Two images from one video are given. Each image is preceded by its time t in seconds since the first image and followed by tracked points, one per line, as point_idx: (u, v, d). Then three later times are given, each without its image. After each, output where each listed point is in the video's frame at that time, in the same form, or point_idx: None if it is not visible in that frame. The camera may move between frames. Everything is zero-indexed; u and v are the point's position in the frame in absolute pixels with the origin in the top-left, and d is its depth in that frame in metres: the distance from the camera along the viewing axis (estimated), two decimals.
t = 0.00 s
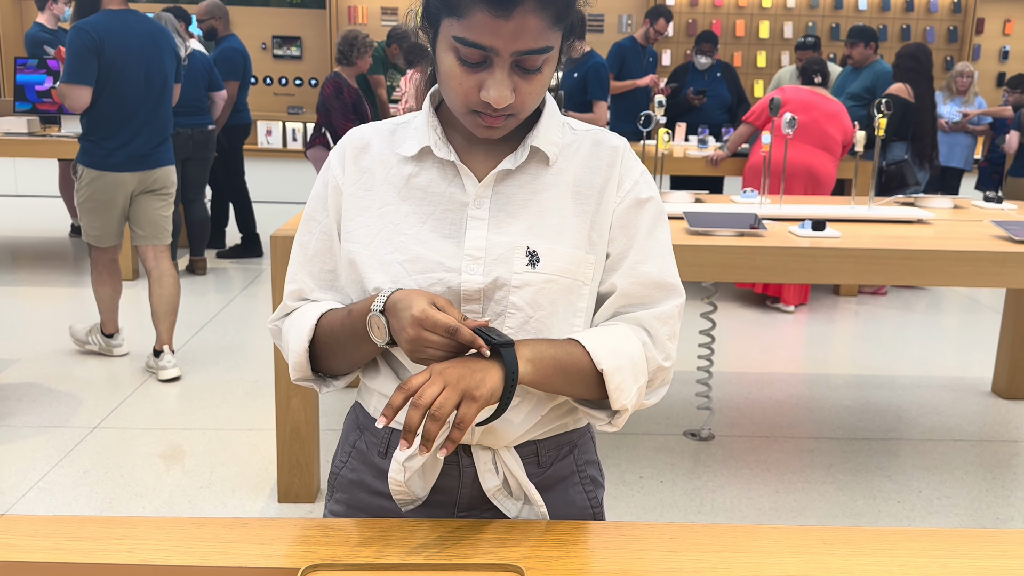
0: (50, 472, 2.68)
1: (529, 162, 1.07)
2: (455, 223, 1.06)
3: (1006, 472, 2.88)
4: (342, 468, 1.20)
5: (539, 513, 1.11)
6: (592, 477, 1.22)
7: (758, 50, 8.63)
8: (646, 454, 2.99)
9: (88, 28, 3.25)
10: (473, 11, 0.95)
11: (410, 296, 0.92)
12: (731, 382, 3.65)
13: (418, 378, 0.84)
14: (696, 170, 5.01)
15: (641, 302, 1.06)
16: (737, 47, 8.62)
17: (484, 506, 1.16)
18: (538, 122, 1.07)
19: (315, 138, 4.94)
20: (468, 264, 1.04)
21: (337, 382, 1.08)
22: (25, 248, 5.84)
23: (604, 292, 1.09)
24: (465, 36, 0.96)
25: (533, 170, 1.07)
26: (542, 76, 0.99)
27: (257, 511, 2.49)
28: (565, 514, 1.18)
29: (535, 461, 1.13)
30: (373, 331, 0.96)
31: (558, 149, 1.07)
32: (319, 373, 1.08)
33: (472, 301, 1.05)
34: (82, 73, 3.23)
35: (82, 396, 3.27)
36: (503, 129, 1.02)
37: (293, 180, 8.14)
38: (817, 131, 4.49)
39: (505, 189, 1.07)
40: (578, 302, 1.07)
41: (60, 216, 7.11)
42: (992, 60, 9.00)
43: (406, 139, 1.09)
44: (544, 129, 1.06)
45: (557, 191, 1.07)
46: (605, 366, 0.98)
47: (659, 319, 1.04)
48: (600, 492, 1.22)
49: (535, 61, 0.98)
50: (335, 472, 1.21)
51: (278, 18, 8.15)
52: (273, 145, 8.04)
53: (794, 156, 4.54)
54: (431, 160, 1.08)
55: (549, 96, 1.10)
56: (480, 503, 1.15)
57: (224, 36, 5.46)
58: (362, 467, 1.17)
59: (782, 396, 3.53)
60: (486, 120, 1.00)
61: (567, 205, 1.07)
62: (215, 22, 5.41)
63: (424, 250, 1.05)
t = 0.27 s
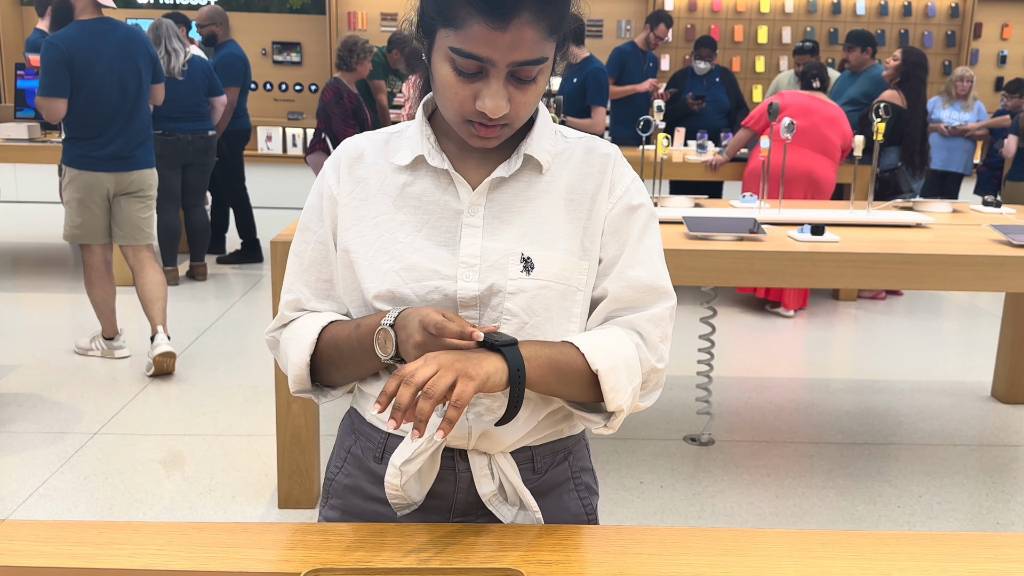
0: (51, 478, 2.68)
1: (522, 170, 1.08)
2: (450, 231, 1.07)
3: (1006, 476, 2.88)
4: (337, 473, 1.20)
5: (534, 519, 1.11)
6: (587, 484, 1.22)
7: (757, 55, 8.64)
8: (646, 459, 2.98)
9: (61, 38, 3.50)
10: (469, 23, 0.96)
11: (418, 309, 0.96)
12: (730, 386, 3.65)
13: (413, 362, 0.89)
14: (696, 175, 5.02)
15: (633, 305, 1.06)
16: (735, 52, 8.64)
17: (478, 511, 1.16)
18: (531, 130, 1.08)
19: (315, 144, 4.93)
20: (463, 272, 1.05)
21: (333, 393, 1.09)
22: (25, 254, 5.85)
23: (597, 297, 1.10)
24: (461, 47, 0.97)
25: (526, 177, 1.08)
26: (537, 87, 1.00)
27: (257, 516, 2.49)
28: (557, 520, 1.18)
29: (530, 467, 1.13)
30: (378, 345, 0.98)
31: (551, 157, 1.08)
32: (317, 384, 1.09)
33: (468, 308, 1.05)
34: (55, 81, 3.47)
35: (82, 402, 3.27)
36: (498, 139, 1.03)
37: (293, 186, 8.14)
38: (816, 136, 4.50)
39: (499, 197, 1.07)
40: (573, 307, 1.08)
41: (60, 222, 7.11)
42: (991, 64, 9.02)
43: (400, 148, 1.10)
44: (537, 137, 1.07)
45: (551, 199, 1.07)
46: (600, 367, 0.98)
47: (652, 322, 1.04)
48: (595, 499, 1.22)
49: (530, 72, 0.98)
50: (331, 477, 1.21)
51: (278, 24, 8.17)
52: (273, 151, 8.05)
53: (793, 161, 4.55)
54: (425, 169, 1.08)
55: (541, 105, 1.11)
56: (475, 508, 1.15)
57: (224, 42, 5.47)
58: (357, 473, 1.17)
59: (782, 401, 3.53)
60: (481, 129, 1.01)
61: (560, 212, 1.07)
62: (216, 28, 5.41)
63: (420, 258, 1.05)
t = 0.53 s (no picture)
0: (51, 482, 2.68)
1: (523, 173, 1.08)
2: (451, 234, 1.07)
3: (1005, 479, 2.88)
4: (337, 477, 1.20)
5: (534, 522, 1.11)
6: (586, 487, 1.22)
7: (756, 57, 8.66)
8: (646, 462, 2.99)
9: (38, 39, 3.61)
10: (475, 27, 0.96)
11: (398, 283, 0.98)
12: (729, 389, 3.66)
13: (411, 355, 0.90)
14: (694, 178, 5.03)
15: (632, 306, 1.07)
16: (734, 55, 8.65)
17: (478, 513, 1.17)
18: (531, 134, 1.08)
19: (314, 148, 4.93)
20: (464, 275, 1.05)
21: (321, 387, 1.09)
22: (25, 257, 5.86)
23: (597, 299, 1.10)
24: (466, 51, 0.97)
25: (527, 180, 1.08)
26: (539, 91, 1.01)
27: (257, 520, 2.50)
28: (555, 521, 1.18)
29: (530, 469, 1.14)
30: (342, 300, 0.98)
31: (551, 160, 1.09)
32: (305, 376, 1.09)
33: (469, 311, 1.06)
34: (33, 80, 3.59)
35: (83, 406, 3.27)
36: (499, 142, 1.03)
37: (293, 189, 8.15)
38: (815, 139, 4.51)
39: (500, 199, 1.08)
40: (573, 309, 1.08)
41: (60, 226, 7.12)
42: (990, 67, 9.04)
43: (401, 151, 1.10)
44: (538, 140, 1.08)
45: (551, 202, 1.08)
46: (598, 364, 0.99)
47: (651, 322, 1.05)
48: (594, 501, 1.23)
49: (534, 76, 0.99)
50: (330, 481, 1.21)
51: (277, 28, 8.18)
52: (273, 154, 8.06)
53: (792, 164, 4.55)
54: (426, 171, 1.09)
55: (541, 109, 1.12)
56: (475, 511, 1.16)
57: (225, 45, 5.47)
58: (357, 476, 1.18)
59: (781, 403, 3.53)
60: (484, 132, 1.02)
61: (561, 214, 1.08)
62: (218, 31, 5.41)
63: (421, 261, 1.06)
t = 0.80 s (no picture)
0: (51, 485, 2.68)
1: (523, 176, 1.09)
2: (452, 236, 1.07)
3: (1005, 481, 2.88)
4: (335, 479, 1.20)
5: (532, 524, 1.11)
6: (586, 490, 1.22)
7: (755, 59, 8.67)
8: (646, 464, 2.99)
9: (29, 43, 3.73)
10: (477, 33, 0.96)
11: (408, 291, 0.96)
12: (729, 391, 3.66)
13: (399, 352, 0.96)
14: (694, 180, 5.03)
15: (632, 306, 1.07)
16: (734, 57, 8.65)
17: (477, 515, 1.17)
18: (532, 136, 1.09)
19: (313, 150, 4.87)
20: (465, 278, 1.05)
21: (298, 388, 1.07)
22: (25, 260, 5.85)
23: (596, 300, 1.10)
24: (468, 55, 0.97)
25: (527, 183, 1.09)
26: (540, 97, 1.01)
27: (257, 523, 2.49)
28: (553, 524, 1.18)
29: (528, 471, 1.14)
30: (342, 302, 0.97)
31: (552, 163, 1.09)
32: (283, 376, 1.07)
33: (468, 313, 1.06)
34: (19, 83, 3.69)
35: (82, 408, 3.27)
36: (499, 146, 1.03)
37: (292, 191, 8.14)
38: (814, 140, 4.51)
39: (500, 202, 1.08)
40: (573, 310, 1.08)
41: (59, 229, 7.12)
42: (988, 69, 9.05)
43: (401, 153, 1.10)
44: (539, 143, 1.08)
45: (551, 204, 1.08)
46: (593, 360, 0.99)
47: (650, 322, 1.05)
48: (593, 504, 1.23)
49: (534, 83, 0.99)
50: (328, 483, 1.21)
51: (277, 30, 8.19)
52: (272, 157, 8.06)
53: (791, 166, 4.56)
54: (426, 173, 1.09)
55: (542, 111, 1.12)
56: (474, 514, 1.15)
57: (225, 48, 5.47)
58: (355, 478, 1.18)
59: (780, 405, 3.53)
60: (483, 137, 1.02)
61: (561, 216, 1.08)
62: (217, 33, 5.41)
63: (422, 263, 1.06)
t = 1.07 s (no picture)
0: (49, 486, 2.68)
1: (524, 179, 1.08)
2: (452, 239, 1.07)
3: (1005, 482, 2.88)
4: (333, 483, 1.20)
5: (531, 527, 1.12)
6: (585, 493, 1.22)
7: (754, 61, 8.67)
8: (646, 465, 2.98)
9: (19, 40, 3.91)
10: (479, 40, 0.96)
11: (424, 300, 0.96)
12: (729, 392, 3.65)
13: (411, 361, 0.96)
14: (693, 181, 5.03)
15: (632, 308, 1.07)
16: (733, 58, 8.66)
17: (477, 518, 1.16)
18: (533, 139, 1.08)
19: (313, 151, 4.84)
20: (466, 280, 1.05)
21: (304, 395, 1.07)
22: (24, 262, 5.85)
23: (597, 301, 1.10)
24: (470, 62, 0.97)
25: (527, 186, 1.08)
26: (541, 103, 1.01)
27: (255, 524, 2.49)
28: (552, 525, 1.17)
29: (527, 475, 1.13)
30: (361, 313, 0.97)
31: (552, 166, 1.09)
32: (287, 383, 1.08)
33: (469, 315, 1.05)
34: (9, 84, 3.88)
35: (81, 410, 3.27)
36: (499, 150, 1.03)
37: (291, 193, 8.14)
38: (813, 142, 4.51)
39: (501, 205, 1.08)
40: (574, 312, 1.08)
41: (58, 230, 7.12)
42: (987, 70, 9.05)
43: (401, 156, 1.10)
44: (539, 146, 1.07)
45: (552, 207, 1.08)
46: (591, 360, 0.99)
47: (650, 324, 1.05)
48: (592, 507, 1.22)
49: (536, 90, 0.99)
50: (326, 487, 1.21)
51: (276, 32, 8.19)
52: (271, 158, 8.06)
53: (790, 167, 4.56)
54: (427, 176, 1.08)
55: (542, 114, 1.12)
56: (473, 517, 1.15)
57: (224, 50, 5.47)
58: (353, 482, 1.17)
59: (780, 407, 3.53)
60: (484, 142, 1.01)
61: (561, 219, 1.08)
62: (216, 35, 5.42)
63: (423, 265, 1.06)
